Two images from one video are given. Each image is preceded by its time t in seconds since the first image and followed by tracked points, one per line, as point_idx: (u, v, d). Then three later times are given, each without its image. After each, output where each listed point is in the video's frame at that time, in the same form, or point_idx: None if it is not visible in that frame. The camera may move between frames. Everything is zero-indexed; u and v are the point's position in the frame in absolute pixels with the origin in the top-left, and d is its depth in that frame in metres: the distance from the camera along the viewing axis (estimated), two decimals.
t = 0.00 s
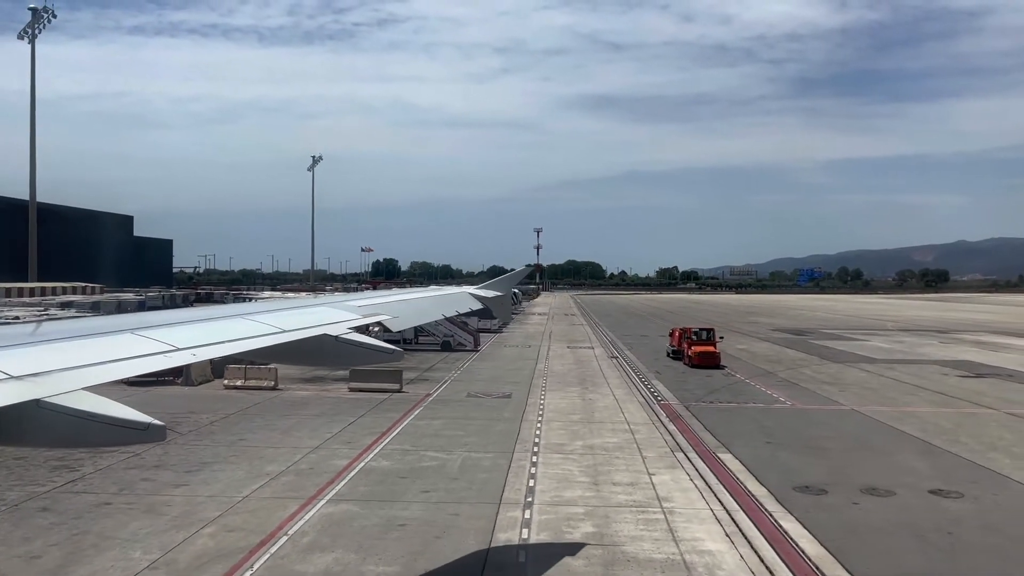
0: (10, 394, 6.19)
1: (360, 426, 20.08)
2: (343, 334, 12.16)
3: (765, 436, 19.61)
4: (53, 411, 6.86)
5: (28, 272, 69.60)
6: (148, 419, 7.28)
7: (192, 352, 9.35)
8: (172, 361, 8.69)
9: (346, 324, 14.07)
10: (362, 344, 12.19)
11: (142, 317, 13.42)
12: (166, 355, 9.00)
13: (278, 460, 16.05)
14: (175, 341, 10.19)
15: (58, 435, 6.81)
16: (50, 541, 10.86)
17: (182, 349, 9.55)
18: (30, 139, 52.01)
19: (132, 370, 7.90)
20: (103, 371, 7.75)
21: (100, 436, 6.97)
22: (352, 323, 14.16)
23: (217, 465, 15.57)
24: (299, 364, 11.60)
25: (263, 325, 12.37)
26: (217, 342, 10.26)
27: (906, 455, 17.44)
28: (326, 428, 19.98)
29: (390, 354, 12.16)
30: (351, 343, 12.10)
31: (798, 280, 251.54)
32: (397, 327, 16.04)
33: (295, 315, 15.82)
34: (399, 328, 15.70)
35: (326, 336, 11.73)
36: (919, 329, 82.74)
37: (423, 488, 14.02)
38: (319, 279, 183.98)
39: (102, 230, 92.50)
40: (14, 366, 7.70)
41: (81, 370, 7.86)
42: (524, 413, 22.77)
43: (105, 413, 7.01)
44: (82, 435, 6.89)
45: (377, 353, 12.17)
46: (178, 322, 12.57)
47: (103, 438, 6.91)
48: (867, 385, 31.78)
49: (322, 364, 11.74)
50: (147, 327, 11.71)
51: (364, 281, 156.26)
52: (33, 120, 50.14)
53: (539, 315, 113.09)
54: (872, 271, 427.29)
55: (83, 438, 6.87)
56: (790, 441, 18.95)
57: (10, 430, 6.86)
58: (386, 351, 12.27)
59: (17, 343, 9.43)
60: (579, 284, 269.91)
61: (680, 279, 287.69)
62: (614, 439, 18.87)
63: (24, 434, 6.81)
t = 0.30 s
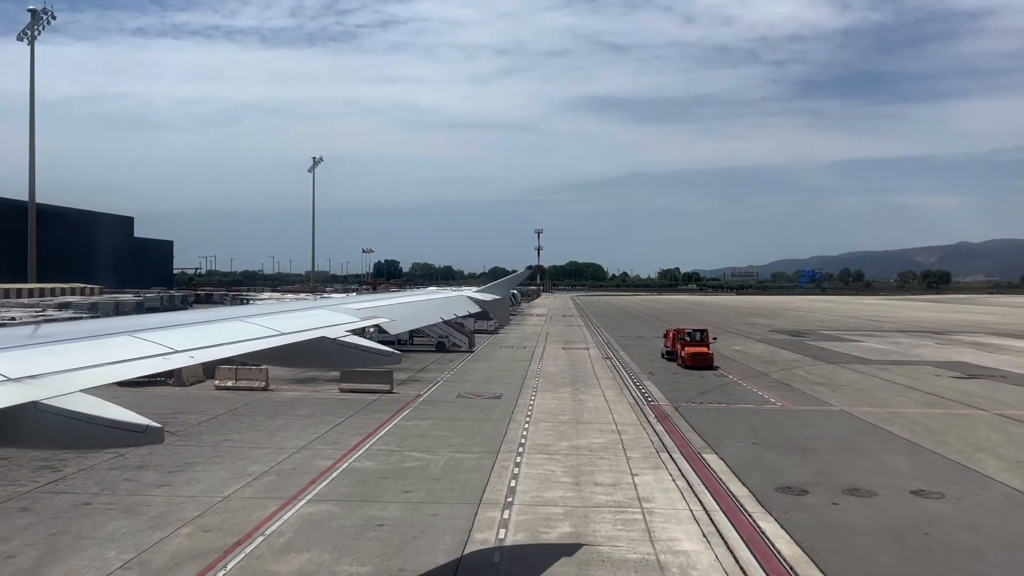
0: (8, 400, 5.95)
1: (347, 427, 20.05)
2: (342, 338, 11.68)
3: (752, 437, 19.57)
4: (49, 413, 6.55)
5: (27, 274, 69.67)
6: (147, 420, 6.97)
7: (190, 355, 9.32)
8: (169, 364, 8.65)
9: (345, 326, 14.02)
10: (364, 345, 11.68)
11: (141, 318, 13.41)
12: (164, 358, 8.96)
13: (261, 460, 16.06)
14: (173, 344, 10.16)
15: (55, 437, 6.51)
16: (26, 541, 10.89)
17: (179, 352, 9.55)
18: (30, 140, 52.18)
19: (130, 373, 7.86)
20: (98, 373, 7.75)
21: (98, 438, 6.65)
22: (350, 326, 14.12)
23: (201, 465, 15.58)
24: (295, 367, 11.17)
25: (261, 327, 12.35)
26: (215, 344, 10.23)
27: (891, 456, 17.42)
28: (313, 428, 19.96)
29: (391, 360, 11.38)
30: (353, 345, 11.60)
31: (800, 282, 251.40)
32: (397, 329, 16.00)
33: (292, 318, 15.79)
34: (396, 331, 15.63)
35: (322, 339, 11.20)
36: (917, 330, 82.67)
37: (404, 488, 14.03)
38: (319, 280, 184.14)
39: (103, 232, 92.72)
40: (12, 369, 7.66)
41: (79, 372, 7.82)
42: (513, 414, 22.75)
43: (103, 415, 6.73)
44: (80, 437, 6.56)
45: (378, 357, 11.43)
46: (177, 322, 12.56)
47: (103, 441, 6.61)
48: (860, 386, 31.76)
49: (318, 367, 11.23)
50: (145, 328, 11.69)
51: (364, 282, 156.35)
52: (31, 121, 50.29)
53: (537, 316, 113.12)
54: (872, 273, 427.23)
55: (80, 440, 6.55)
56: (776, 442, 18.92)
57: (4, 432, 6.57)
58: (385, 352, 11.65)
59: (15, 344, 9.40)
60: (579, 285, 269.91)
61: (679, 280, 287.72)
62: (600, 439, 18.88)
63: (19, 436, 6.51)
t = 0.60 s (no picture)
0: (2, 402, 5.86)
1: (333, 428, 20.04)
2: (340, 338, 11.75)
3: (739, 438, 19.53)
4: (45, 414, 6.43)
5: (26, 275, 69.72)
6: (144, 421, 6.86)
7: (188, 356, 9.27)
8: (166, 364, 8.60)
9: (343, 327, 13.96)
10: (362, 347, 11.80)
11: (137, 318, 13.36)
12: (161, 359, 8.90)
13: (244, 461, 16.05)
14: (170, 344, 10.10)
15: (51, 439, 6.38)
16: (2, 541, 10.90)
17: (176, 353, 9.46)
18: (28, 141, 52.30)
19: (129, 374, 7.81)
20: (94, 374, 7.63)
21: (95, 439, 6.52)
22: (348, 327, 14.08)
23: (184, 465, 15.58)
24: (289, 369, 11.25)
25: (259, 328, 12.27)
26: (213, 344, 10.18)
27: (875, 458, 17.39)
28: (299, 429, 19.94)
29: (388, 360, 11.90)
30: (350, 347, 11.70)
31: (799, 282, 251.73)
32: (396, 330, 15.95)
33: (286, 318, 15.73)
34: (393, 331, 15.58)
35: (321, 338, 11.38)
36: (915, 332, 82.51)
37: (385, 489, 14.04)
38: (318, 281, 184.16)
39: (103, 233, 92.86)
40: (9, 369, 7.60)
41: (77, 373, 7.76)
42: (501, 414, 22.72)
43: (99, 415, 6.60)
44: (77, 439, 6.43)
45: (373, 357, 11.79)
46: (174, 322, 12.51)
47: (98, 443, 6.46)
48: (851, 388, 31.72)
49: (316, 368, 11.33)
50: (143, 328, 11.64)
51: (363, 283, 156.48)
52: (29, 122, 50.38)
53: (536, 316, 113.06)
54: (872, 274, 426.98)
55: (78, 442, 6.42)
56: (762, 444, 18.88)
57: None
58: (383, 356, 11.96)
59: (12, 344, 9.33)
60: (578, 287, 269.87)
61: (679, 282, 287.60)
62: (587, 440, 18.87)
63: (13, 438, 6.35)
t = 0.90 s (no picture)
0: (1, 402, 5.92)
1: (320, 429, 20.05)
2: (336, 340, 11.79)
3: (725, 439, 19.55)
4: (44, 415, 6.55)
5: (25, 275, 69.72)
6: (144, 424, 6.89)
7: (186, 357, 9.27)
8: (164, 366, 8.59)
9: (341, 329, 13.99)
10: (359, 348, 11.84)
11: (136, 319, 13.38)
12: (159, 360, 8.89)
13: (227, 461, 16.05)
14: (169, 345, 10.09)
15: (49, 441, 6.45)
16: None
17: (175, 353, 9.46)
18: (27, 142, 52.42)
19: (127, 375, 7.80)
20: (93, 376, 7.62)
21: (93, 441, 6.57)
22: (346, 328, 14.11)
23: (167, 466, 15.59)
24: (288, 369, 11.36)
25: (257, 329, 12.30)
26: (211, 346, 10.18)
27: (859, 459, 17.37)
28: (286, 429, 19.95)
29: (385, 361, 11.92)
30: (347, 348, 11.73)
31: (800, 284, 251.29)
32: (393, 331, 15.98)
33: (280, 320, 15.76)
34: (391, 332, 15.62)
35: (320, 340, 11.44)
36: (912, 333, 82.42)
37: (366, 490, 14.05)
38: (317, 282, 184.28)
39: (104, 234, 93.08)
40: (8, 370, 7.60)
41: (75, 374, 7.76)
42: (489, 415, 22.73)
43: (97, 418, 6.65)
44: (74, 440, 6.48)
45: (370, 358, 11.83)
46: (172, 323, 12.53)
47: (92, 445, 6.47)
48: (844, 389, 31.69)
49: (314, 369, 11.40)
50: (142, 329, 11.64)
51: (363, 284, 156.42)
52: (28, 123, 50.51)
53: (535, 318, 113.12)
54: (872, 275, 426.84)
55: (75, 444, 6.46)
56: (749, 445, 18.89)
57: None
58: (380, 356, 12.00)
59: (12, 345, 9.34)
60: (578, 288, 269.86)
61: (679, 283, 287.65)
62: (573, 441, 18.89)
63: (12, 440, 6.44)
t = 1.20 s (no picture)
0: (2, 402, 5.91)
1: (306, 429, 20.05)
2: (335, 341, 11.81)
3: (711, 440, 19.53)
4: (42, 415, 6.53)
5: (23, 275, 69.77)
6: (141, 424, 6.92)
7: (184, 356, 9.24)
8: (162, 366, 8.55)
9: (341, 330, 14.02)
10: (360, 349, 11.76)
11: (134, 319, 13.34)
12: (157, 359, 8.86)
13: (209, 462, 16.05)
14: (167, 346, 10.06)
15: (45, 441, 6.44)
16: None
17: (173, 353, 9.46)
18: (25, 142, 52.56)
19: (124, 374, 7.77)
20: (91, 376, 7.59)
21: (89, 442, 6.59)
22: (344, 329, 14.13)
23: (149, 466, 15.60)
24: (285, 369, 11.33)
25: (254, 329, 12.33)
26: (209, 346, 10.15)
27: (844, 460, 17.37)
28: (271, 430, 19.96)
29: (384, 362, 12.41)
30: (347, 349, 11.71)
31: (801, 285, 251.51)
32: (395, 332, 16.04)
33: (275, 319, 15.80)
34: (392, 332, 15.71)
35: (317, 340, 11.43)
36: (910, 334, 82.33)
37: (346, 490, 14.06)
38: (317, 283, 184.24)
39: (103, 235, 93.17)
40: (6, 369, 7.56)
41: (73, 373, 7.73)
42: (477, 416, 22.72)
43: (95, 418, 6.65)
44: (71, 440, 6.49)
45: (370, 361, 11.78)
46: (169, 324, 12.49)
47: (90, 445, 6.48)
48: (836, 390, 31.66)
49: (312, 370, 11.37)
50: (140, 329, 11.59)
51: (364, 284, 156.44)
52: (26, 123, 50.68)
53: (534, 318, 113.04)
54: (872, 276, 426.70)
55: (72, 445, 6.46)
56: (734, 445, 18.88)
57: None
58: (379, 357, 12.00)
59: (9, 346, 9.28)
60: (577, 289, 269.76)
61: (679, 284, 287.52)
62: (559, 442, 18.90)
63: (9, 440, 6.41)
